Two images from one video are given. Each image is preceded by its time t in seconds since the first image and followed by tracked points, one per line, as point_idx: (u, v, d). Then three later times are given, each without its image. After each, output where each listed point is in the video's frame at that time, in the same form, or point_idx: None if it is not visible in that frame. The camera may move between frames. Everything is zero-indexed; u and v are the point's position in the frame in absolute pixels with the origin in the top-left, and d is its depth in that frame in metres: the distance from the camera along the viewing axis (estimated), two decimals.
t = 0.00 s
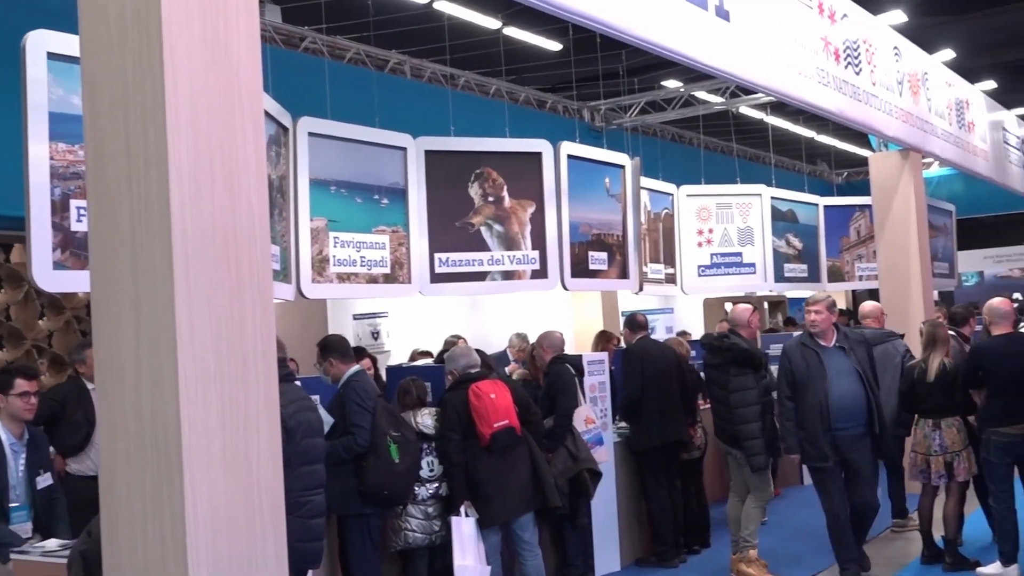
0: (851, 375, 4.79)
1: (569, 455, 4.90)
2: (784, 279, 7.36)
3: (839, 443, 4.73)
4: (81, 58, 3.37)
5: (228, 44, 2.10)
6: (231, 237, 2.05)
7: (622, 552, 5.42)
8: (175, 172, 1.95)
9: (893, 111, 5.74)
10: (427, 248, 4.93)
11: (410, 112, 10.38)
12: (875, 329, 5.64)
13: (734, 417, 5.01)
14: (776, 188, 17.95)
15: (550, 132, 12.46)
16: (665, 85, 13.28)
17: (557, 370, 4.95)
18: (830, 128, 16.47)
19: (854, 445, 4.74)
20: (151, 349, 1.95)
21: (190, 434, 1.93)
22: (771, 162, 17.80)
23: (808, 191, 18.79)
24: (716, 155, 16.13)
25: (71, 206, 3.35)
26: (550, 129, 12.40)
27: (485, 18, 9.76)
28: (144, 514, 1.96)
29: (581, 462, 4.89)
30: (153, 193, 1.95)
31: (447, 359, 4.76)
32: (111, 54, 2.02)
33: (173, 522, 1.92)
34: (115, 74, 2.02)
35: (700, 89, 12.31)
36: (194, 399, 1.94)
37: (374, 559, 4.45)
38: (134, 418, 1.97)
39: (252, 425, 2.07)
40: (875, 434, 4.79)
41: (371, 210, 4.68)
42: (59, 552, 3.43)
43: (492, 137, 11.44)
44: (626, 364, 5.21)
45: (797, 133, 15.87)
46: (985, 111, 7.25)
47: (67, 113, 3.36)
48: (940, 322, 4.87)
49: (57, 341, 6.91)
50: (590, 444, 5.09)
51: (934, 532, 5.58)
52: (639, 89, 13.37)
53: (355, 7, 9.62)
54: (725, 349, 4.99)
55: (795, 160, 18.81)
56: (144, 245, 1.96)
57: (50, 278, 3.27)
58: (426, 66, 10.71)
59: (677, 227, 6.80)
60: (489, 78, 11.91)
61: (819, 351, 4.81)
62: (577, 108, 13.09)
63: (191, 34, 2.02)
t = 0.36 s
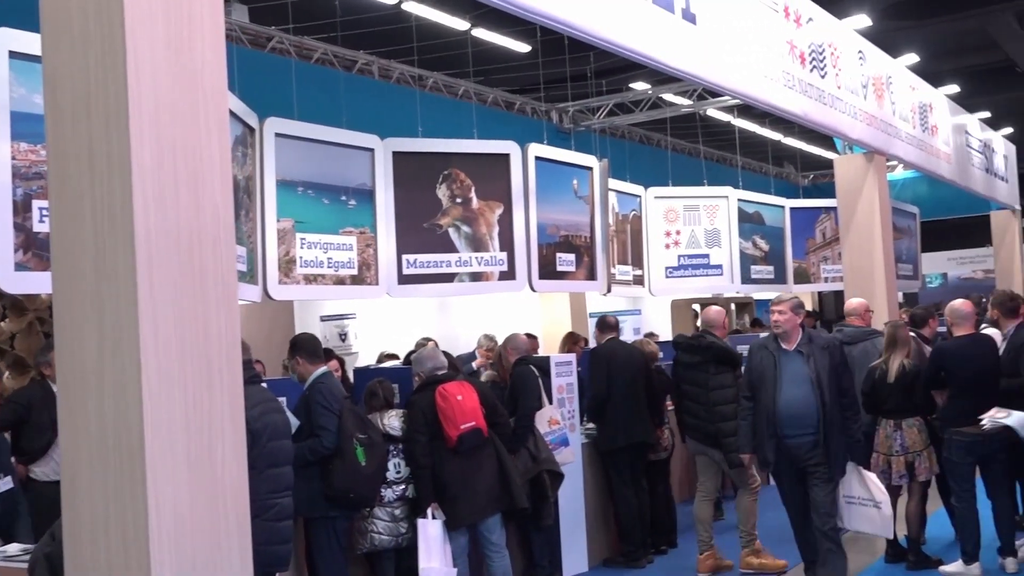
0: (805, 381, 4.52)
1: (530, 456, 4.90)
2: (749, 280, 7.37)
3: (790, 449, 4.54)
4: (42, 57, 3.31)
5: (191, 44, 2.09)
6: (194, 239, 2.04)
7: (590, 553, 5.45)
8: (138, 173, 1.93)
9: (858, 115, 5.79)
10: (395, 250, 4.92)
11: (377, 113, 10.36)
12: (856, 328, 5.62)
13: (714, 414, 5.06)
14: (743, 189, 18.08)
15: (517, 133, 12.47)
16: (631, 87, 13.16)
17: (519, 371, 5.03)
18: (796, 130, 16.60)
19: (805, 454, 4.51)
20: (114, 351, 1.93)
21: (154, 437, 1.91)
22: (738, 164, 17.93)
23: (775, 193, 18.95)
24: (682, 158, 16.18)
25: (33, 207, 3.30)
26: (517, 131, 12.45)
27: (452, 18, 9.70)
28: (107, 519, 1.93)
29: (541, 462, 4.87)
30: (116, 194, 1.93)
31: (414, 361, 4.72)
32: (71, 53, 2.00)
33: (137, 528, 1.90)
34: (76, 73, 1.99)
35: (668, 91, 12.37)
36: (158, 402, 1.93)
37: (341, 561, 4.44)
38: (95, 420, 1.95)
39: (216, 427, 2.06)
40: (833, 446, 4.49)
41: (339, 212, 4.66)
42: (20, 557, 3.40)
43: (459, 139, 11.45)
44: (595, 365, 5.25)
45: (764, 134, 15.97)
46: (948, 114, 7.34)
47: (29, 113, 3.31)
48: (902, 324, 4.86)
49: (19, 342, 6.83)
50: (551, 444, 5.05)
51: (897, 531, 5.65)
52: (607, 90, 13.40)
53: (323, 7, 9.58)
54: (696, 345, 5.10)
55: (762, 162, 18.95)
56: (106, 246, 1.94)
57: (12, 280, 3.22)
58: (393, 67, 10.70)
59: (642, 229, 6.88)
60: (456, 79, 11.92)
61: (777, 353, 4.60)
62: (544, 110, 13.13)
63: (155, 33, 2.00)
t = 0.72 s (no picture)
0: (762, 380, 4.33)
1: (494, 458, 4.89)
2: (718, 282, 7.42)
3: (745, 451, 4.36)
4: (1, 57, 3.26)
5: (157, 42, 2.06)
6: (160, 241, 2.02)
7: (558, 555, 5.45)
8: (101, 172, 1.91)
9: (824, 118, 5.84)
10: (363, 251, 4.90)
11: (344, 114, 10.32)
12: (833, 329, 5.69)
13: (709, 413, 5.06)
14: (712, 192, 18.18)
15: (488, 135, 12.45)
16: (601, 89, 13.11)
17: (484, 372, 5.07)
18: (763, 133, 16.73)
19: (759, 456, 4.31)
20: (77, 353, 1.91)
21: (117, 440, 1.89)
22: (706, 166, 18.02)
23: (743, 195, 19.06)
24: (650, 159, 16.28)
25: None
26: (487, 131, 12.45)
27: (420, 19, 9.66)
28: (70, 524, 1.92)
29: (504, 464, 4.88)
30: (79, 193, 1.91)
31: (381, 363, 4.72)
32: (35, 50, 1.98)
33: (100, 532, 1.88)
34: (39, 71, 1.97)
35: (638, 93, 12.43)
36: (121, 404, 1.91)
37: (307, 564, 4.43)
38: (58, 423, 1.93)
39: (182, 429, 2.03)
40: (788, 450, 4.26)
41: (307, 213, 4.64)
42: None
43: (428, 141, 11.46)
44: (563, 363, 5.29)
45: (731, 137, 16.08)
46: (913, 118, 7.41)
47: None
48: (864, 326, 4.93)
49: None
50: (516, 446, 5.08)
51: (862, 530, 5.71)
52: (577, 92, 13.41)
53: (291, 7, 9.54)
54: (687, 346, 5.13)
55: (730, 165, 19.06)
56: (68, 247, 1.92)
57: None
58: (362, 68, 10.66)
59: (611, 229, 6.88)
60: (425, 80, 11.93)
61: (739, 351, 4.42)
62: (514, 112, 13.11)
63: (119, 32, 1.98)
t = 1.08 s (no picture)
0: (710, 389, 4.20)
1: (459, 459, 4.91)
2: (688, 282, 7.51)
3: (696, 463, 4.23)
4: None
5: (124, 40, 2.04)
6: (126, 242, 2.00)
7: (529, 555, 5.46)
8: (67, 173, 1.89)
9: (792, 119, 5.88)
10: (332, 252, 4.89)
11: (315, 114, 10.29)
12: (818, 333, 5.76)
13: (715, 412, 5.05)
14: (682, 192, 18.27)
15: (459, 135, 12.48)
16: (572, 90, 13.17)
17: (451, 373, 5.11)
18: (734, 134, 16.84)
19: (710, 468, 4.18)
20: (43, 354, 1.89)
21: (84, 442, 1.87)
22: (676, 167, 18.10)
23: (713, 196, 19.16)
24: (622, 160, 16.35)
25: None
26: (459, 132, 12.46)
27: (392, 19, 9.64)
28: (35, 528, 1.90)
29: (469, 464, 4.89)
30: (45, 193, 1.89)
31: (350, 364, 4.71)
32: None
33: (66, 535, 1.86)
34: (3, 68, 1.95)
35: (609, 93, 12.47)
36: (88, 405, 1.89)
37: (277, 565, 4.40)
38: (23, 425, 1.91)
39: (149, 430, 2.01)
40: (736, 460, 4.14)
41: (276, 213, 4.63)
42: None
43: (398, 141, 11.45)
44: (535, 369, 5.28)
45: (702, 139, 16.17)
46: (881, 120, 7.48)
47: None
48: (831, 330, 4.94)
49: None
50: (483, 447, 5.04)
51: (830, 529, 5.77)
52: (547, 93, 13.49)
53: (260, 6, 9.50)
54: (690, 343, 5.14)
55: (700, 166, 19.15)
56: (33, 247, 1.90)
57: None
58: (332, 68, 10.64)
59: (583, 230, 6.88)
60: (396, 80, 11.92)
61: (688, 359, 4.29)
62: (485, 112, 13.12)
63: (85, 30, 1.96)
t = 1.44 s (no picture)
0: (654, 388, 4.04)
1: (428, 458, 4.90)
2: (660, 283, 7.54)
3: (640, 464, 4.08)
4: None
5: (93, 38, 2.03)
6: (93, 239, 1.98)
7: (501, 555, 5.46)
8: (34, 172, 1.88)
9: (764, 121, 5.92)
10: (304, 253, 4.86)
11: (286, 113, 10.25)
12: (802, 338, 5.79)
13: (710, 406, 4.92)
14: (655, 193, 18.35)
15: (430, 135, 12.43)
16: (545, 90, 13.19)
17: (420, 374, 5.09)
18: (705, 135, 16.93)
19: (654, 468, 4.03)
20: (9, 354, 1.87)
21: (50, 442, 1.86)
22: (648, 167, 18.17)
23: (685, 197, 19.26)
24: (595, 160, 16.41)
25: None
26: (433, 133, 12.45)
27: (364, 19, 9.61)
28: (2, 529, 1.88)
29: (437, 465, 4.89)
30: (11, 192, 1.88)
31: (322, 364, 4.69)
32: None
33: (32, 536, 1.85)
34: None
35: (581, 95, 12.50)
36: (55, 405, 1.87)
37: (248, 567, 4.38)
38: None
39: (117, 431, 1.99)
40: (681, 460, 3.97)
41: (247, 213, 4.60)
42: None
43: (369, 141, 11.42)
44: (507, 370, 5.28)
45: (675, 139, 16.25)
46: (851, 121, 7.55)
47: None
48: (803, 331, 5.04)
49: None
50: (453, 447, 5.03)
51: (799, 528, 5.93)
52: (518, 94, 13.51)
53: (230, 5, 9.48)
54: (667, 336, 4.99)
55: (672, 167, 19.24)
56: None
57: None
58: (304, 67, 10.63)
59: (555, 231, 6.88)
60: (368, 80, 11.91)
61: (631, 357, 4.15)
62: (458, 112, 13.14)
63: (53, 27, 1.94)
